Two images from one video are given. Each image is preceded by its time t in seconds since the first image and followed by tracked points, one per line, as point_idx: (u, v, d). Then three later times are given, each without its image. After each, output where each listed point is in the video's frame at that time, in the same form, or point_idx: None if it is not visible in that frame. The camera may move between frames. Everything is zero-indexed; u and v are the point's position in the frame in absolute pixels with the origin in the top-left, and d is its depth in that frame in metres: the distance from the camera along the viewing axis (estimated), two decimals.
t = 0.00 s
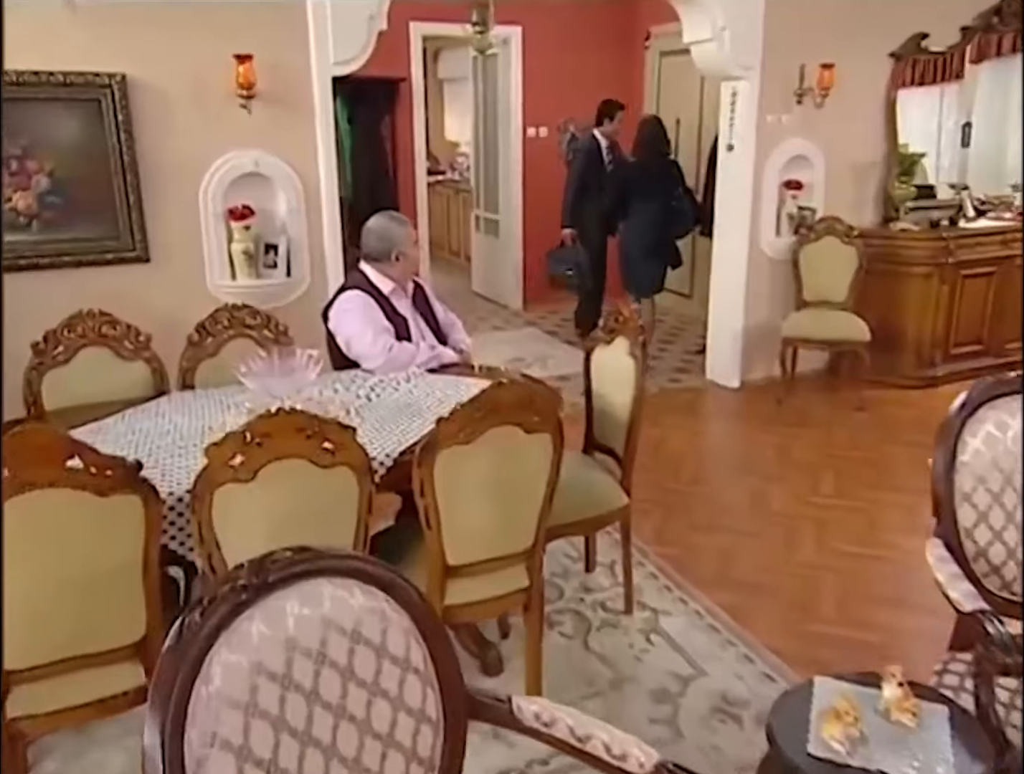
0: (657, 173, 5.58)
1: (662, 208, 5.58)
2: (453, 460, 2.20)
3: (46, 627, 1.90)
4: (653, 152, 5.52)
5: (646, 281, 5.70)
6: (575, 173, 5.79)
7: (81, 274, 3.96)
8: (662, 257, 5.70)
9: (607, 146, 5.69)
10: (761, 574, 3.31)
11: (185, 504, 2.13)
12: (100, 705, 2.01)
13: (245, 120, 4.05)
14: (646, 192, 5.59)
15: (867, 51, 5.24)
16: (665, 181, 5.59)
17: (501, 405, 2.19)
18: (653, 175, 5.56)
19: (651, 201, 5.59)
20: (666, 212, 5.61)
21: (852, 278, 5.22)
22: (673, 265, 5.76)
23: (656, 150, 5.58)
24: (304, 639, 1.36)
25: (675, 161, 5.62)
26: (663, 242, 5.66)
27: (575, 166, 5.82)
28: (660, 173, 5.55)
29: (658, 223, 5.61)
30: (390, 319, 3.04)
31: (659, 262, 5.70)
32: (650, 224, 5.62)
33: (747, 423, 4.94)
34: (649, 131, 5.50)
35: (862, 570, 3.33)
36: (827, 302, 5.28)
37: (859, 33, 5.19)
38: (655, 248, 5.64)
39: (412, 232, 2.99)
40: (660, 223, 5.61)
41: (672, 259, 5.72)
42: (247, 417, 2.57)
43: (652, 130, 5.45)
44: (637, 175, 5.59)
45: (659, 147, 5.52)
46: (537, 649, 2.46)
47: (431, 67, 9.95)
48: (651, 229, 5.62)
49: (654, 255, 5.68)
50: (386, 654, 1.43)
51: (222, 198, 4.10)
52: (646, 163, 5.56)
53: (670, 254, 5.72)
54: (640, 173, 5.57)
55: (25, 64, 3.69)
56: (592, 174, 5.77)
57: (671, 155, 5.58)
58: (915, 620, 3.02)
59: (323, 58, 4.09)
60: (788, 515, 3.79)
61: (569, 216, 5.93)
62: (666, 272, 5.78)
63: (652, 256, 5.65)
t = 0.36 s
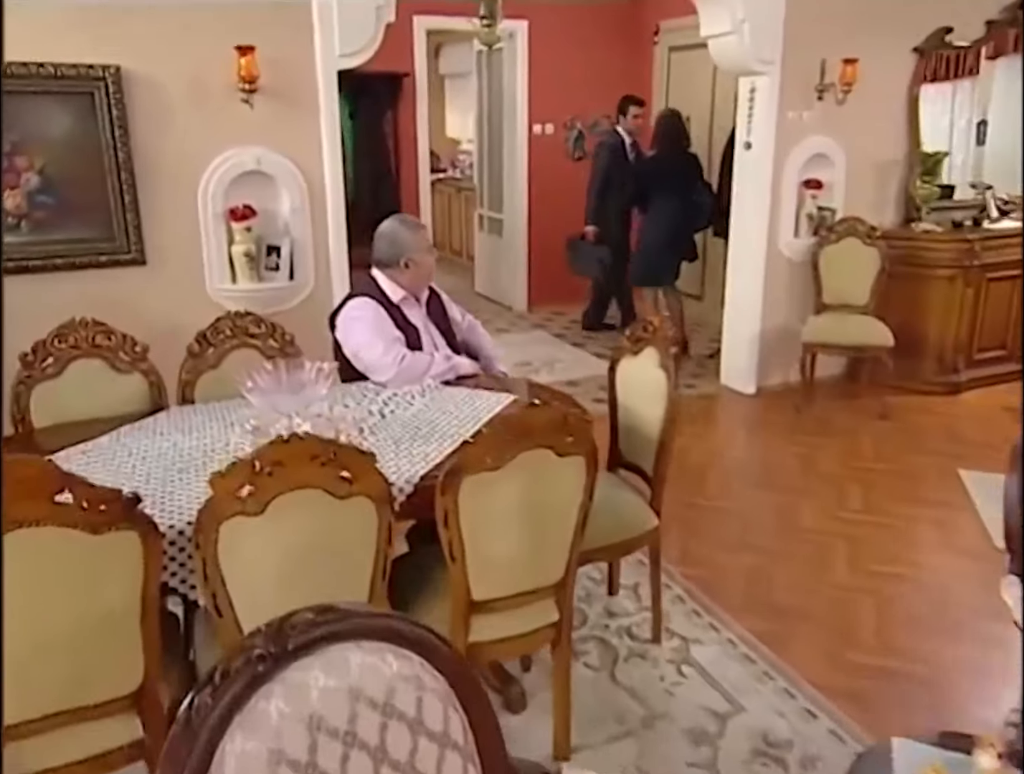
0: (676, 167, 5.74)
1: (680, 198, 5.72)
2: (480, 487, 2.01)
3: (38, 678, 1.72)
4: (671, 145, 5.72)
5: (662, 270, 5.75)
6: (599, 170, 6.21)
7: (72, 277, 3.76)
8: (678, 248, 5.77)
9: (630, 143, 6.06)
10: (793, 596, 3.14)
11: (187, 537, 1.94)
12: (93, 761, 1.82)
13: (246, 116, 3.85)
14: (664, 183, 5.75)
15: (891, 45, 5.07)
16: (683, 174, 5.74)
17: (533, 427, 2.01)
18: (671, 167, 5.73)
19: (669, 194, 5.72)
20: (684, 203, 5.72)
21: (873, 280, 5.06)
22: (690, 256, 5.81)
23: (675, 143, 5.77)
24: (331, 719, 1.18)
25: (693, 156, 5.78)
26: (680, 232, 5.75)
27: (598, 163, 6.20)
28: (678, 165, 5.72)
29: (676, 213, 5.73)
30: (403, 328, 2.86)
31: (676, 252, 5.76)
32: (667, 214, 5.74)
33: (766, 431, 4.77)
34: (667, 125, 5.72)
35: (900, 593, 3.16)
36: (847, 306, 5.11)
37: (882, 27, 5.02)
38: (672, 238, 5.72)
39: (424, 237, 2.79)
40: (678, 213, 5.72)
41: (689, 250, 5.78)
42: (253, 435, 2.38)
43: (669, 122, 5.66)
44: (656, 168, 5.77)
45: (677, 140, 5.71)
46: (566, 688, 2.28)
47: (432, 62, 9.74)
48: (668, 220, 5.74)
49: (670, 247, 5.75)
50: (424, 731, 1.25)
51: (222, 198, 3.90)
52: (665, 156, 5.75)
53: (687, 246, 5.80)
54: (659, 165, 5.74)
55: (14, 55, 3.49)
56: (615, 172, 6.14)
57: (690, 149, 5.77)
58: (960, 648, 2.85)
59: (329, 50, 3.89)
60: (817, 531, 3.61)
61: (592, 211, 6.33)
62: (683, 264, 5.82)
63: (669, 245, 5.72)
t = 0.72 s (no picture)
0: (703, 167, 5.87)
1: (708, 199, 5.88)
2: (519, 521, 1.84)
3: (37, 738, 1.56)
4: (698, 146, 5.84)
5: (693, 270, 5.99)
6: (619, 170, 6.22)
7: (70, 285, 3.57)
8: (708, 247, 5.98)
9: (651, 143, 6.13)
10: (834, 624, 2.97)
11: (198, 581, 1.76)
12: None
13: (253, 115, 3.67)
14: (693, 184, 5.89)
15: (917, 41, 4.90)
16: (711, 172, 5.87)
17: (577, 456, 1.83)
18: (699, 167, 5.86)
19: (695, 194, 5.88)
20: (712, 203, 5.89)
21: (900, 285, 4.87)
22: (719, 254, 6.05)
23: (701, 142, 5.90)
24: None
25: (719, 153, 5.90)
26: (709, 232, 5.94)
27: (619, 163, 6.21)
28: (705, 165, 5.85)
29: (704, 214, 5.90)
30: (425, 342, 2.68)
31: (705, 252, 5.98)
32: (696, 215, 5.90)
33: (791, 443, 4.59)
34: (693, 126, 5.82)
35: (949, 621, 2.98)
36: (873, 312, 4.94)
37: (908, 23, 4.85)
38: (703, 238, 5.93)
39: (443, 255, 2.59)
40: (706, 213, 5.90)
41: (718, 249, 6.01)
42: (267, 460, 2.20)
43: (696, 124, 5.77)
44: (683, 168, 5.90)
45: (704, 140, 5.83)
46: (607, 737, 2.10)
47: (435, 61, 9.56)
48: (697, 220, 5.90)
49: (700, 247, 5.96)
50: None
51: (228, 202, 3.72)
52: (693, 156, 5.87)
53: (716, 244, 6.00)
54: (684, 164, 5.89)
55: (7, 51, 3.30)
56: (636, 172, 6.17)
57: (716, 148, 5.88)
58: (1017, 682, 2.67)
59: (339, 45, 3.72)
60: (854, 553, 3.43)
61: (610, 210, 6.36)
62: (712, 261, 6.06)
63: (699, 246, 5.94)
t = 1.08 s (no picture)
0: (719, 164, 5.67)
1: (726, 198, 5.71)
2: (567, 555, 1.66)
3: None
4: (716, 143, 5.66)
5: (708, 271, 5.84)
6: (633, 167, 6.08)
7: (68, 289, 3.39)
8: (723, 247, 5.83)
9: (670, 141, 5.98)
10: (877, 650, 2.81)
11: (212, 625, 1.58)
12: None
13: (260, 111, 3.50)
14: (710, 182, 5.68)
15: (945, 36, 4.75)
16: (729, 170, 5.68)
17: (631, 484, 1.66)
18: (716, 164, 5.65)
19: (713, 193, 5.69)
20: (729, 202, 5.73)
21: (928, 288, 4.70)
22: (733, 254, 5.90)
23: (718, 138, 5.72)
24: None
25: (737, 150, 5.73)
26: (725, 231, 5.79)
27: (634, 158, 6.07)
28: (723, 162, 5.65)
29: (721, 213, 5.74)
30: (449, 352, 2.52)
31: (720, 252, 5.82)
32: (712, 214, 5.74)
33: (816, 452, 4.43)
34: (712, 121, 5.67)
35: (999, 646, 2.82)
36: (899, 316, 4.77)
37: (935, 17, 4.69)
38: (719, 238, 5.78)
39: (461, 272, 2.41)
40: (723, 212, 5.74)
41: (733, 249, 5.87)
42: (283, 483, 2.03)
43: (716, 119, 5.60)
44: (699, 165, 5.67)
45: (722, 136, 5.67)
46: None
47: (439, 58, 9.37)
48: (713, 219, 5.74)
49: (715, 247, 5.80)
50: None
51: (233, 203, 3.55)
52: (711, 153, 5.67)
53: (732, 244, 5.86)
54: (703, 162, 5.64)
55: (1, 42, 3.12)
56: (652, 169, 6.04)
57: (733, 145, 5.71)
58: None
59: (351, 38, 3.55)
60: (893, 571, 3.27)
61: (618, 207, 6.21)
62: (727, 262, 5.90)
63: (715, 246, 5.78)
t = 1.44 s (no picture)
0: (726, 161, 5.52)
1: (732, 196, 5.56)
2: (615, 586, 1.50)
3: None
4: (721, 140, 5.48)
5: (713, 273, 5.65)
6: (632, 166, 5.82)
7: (59, 291, 3.21)
8: (729, 248, 5.64)
9: (669, 138, 5.75)
10: (920, 670, 2.66)
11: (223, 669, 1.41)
12: None
13: (262, 101, 3.32)
14: (715, 180, 5.56)
15: (966, 26, 4.60)
16: (736, 167, 5.53)
17: (686, 507, 1.50)
18: (722, 162, 5.51)
19: (719, 192, 5.56)
20: (735, 200, 5.57)
21: (949, 287, 4.56)
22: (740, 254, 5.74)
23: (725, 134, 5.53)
24: None
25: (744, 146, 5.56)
26: (732, 231, 5.61)
27: (632, 158, 5.80)
28: (729, 160, 5.51)
29: (728, 212, 5.59)
30: (469, 357, 2.36)
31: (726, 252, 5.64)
32: (719, 213, 5.59)
33: (837, 457, 4.28)
34: (718, 118, 5.44)
35: None
36: (919, 316, 4.62)
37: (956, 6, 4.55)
38: (725, 237, 5.61)
39: (478, 270, 2.27)
40: (729, 211, 5.59)
41: (740, 249, 5.69)
42: (295, 503, 1.86)
43: (721, 116, 5.39)
44: (705, 163, 5.56)
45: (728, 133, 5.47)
46: None
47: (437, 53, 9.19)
48: (720, 218, 5.59)
49: (721, 247, 5.61)
50: None
51: (233, 200, 3.38)
52: (716, 150, 5.52)
53: (738, 244, 5.67)
54: (707, 161, 5.54)
55: None
56: (652, 168, 5.79)
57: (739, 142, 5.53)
58: None
59: (357, 24, 3.39)
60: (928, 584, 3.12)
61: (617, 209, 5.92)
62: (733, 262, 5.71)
63: (721, 246, 5.60)
